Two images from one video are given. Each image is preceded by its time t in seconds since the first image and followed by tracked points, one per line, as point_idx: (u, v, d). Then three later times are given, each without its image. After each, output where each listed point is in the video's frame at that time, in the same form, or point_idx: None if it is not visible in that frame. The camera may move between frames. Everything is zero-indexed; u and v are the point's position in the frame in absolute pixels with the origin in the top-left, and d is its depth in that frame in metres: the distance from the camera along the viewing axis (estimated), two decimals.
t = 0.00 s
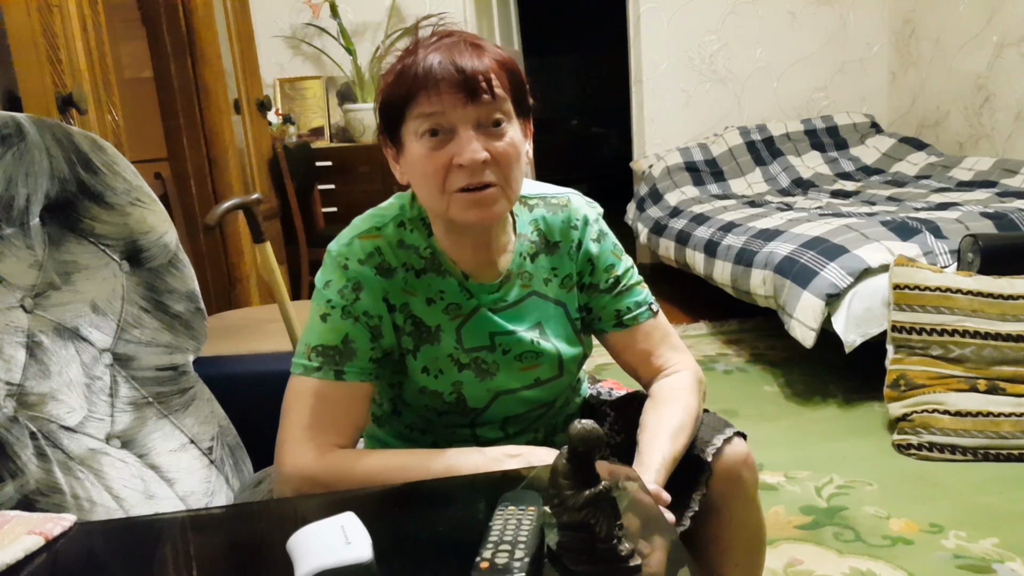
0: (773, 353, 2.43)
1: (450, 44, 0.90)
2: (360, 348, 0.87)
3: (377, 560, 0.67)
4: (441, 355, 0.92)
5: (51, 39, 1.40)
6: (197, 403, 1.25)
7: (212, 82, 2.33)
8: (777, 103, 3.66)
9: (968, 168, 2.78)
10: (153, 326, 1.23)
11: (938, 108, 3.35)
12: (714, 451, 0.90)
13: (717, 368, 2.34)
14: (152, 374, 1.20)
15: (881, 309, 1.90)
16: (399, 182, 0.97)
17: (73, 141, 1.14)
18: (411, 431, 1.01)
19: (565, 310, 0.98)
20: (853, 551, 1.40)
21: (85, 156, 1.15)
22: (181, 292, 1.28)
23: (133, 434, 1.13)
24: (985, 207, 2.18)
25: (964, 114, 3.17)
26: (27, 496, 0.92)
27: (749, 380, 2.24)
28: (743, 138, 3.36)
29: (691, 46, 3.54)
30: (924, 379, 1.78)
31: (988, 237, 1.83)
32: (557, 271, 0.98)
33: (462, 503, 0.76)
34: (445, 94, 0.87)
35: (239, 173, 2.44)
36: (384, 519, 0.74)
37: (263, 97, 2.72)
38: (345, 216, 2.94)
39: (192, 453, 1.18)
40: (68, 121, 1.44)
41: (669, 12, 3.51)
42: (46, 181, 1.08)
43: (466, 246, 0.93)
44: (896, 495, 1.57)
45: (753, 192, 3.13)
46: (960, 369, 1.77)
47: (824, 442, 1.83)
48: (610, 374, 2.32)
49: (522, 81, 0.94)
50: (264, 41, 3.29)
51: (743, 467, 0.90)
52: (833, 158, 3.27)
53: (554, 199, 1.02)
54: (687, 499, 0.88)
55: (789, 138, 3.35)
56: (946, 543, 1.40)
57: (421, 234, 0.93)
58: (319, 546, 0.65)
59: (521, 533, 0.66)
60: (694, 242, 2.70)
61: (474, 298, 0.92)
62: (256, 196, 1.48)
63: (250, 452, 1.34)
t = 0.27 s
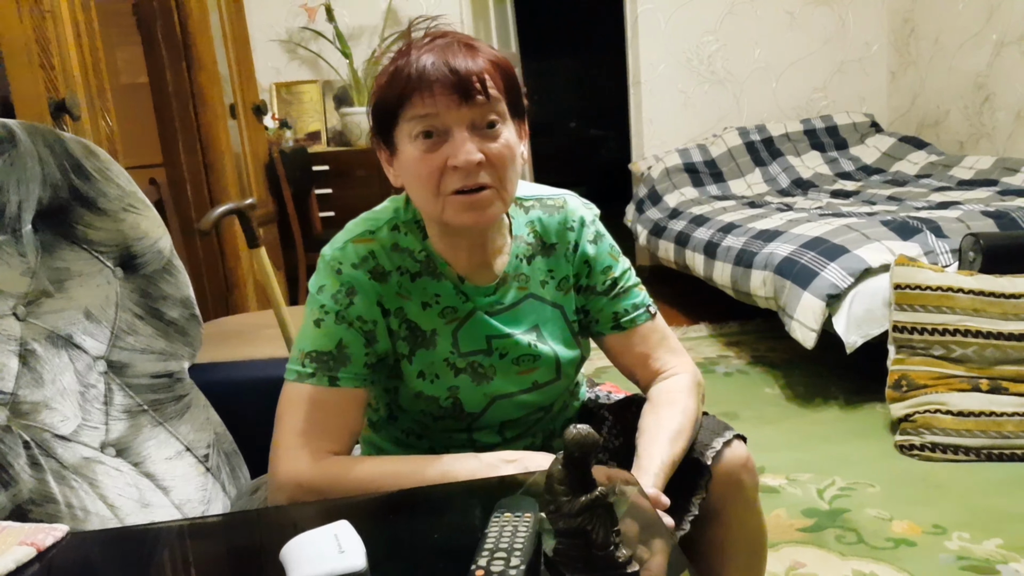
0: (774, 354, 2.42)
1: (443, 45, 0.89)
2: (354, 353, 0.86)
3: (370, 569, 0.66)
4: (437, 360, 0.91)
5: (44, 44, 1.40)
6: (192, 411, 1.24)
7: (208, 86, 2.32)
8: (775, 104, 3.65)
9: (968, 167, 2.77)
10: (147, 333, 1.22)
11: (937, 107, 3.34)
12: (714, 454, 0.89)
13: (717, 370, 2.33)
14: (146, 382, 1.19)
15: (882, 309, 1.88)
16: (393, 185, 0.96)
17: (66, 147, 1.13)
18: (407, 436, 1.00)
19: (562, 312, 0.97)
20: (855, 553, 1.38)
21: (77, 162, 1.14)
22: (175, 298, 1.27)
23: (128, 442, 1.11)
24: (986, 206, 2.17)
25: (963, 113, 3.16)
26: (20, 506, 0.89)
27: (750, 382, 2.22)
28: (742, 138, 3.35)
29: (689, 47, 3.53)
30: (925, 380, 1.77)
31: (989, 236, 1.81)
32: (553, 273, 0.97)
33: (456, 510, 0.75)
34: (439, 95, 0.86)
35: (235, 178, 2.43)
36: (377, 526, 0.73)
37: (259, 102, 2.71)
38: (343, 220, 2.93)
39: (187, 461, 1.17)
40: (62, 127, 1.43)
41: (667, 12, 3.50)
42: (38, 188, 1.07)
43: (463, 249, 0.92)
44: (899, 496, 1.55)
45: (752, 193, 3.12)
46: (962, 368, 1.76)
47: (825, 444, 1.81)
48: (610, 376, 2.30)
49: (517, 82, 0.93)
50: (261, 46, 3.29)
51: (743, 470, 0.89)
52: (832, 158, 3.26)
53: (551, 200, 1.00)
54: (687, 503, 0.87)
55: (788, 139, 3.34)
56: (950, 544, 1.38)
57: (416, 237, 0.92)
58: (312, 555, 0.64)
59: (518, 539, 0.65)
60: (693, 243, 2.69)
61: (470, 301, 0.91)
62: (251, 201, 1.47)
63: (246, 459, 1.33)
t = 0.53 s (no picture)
0: (774, 361, 2.41)
1: (438, 55, 0.89)
2: (349, 364, 0.86)
3: None
4: (432, 370, 0.91)
5: (42, 53, 1.40)
6: (188, 421, 1.23)
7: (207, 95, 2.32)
8: (773, 110, 3.65)
9: (967, 172, 2.76)
10: (143, 343, 1.20)
11: (935, 112, 3.34)
12: (712, 465, 0.88)
13: (717, 377, 2.32)
14: (142, 392, 1.18)
15: (882, 315, 1.88)
16: (388, 194, 0.95)
17: (63, 156, 1.11)
18: (402, 447, 0.99)
19: (559, 322, 0.96)
20: (858, 565, 1.37)
21: (75, 171, 1.12)
22: (172, 308, 1.25)
23: (123, 454, 1.10)
24: (985, 212, 2.17)
25: (961, 118, 3.16)
26: (13, 518, 0.88)
27: (750, 389, 2.22)
28: (740, 145, 3.35)
29: (686, 54, 3.54)
30: (926, 388, 1.76)
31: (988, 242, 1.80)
32: (549, 282, 0.96)
33: (450, 522, 0.75)
34: (434, 105, 0.86)
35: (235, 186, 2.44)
36: (369, 539, 0.73)
37: (259, 110, 2.71)
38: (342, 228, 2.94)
39: (182, 472, 1.17)
40: (60, 137, 1.43)
41: (664, 19, 3.51)
42: (35, 199, 1.05)
43: (458, 259, 0.92)
44: (901, 506, 1.54)
45: (751, 200, 3.12)
46: (963, 376, 1.74)
47: (826, 452, 1.81)
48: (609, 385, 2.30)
49: (513, 91, 0.93)
50: (260, 56, 3.30)
51: (742, 481, 0.88)
52: (831, 164, 3.25)
53: (546, 209, 1.00)
54: (684, 514, 0.86)
55: (786, 145, 3.34)
56: (953, 556, 1.37)
57: (411, 247, 0.92)
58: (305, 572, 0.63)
59: (511, 555, 0.64)
60: (692, 250, 2.68)
61: (466, 311, 0.91)
62: (247, 210, 1.47)
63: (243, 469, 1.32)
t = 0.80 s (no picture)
0: (774, 372, 2.39)
1: (436, 64, 0.87)
2: (345, 379, 0.84)
3: None
4: (430, 385, 0.89)
5: (34, 60, 1.39)
6: (183, 434, 1.21)
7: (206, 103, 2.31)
8: (774, 120, 3.64)
9: (967, 184, 2.76)
10: (137, 355, 1.19)
11: (936, 123, 3.34)
12: (711, 478, 0.86)
13: (717, 388, 2.31)
14: (136, 406, 1.16)
15: (882, 327, 1.87)
16: (385, 205, 0.94)
17: (53, 166, 1.09)
18: (399, 462, 0.97)
19: (559, 335, 0.95)
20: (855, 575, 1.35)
21: (66, 182, 1.10)
22: (167, 320, 1.24)
23: (114, 468, 1.08)
24: (988, 224, 2.16)
25: (962, 130, 3.16)
26: None
27: (750, 400, 2.20)
28: (743, 156, 3.34)
29: (689, 65, 3.53)
30: (924, 398, 1.75)
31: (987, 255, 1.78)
32: (549, 295, 0.95)
33: (444, 537, 0.72)
34: (432, 114, 0.85)
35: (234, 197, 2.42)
36: (359, 554, 0.70)
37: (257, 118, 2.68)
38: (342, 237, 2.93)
39: (177, 486, 1.14)
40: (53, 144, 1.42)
41: (666, 30, 3.50)
42: (25, 209, 1.04)
43: (457, 271, 0.90)
44: (900, 515, 1.53)
45: (753, 211, 3.10)
46: (961, 387, 1.73)
47: (826, 462, 1.79)
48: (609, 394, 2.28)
49: (512, 100, 0.92)
50: (261, 63, 3.30)
51: (741, 495, 0.86)
52: (832, 175, 3.25)
53: (546, 221, 0.99)
54: (683, 528, 0.85)
55: (786, 156, 3.34)
56: (950, 565, 1.36)
57: (409, 259, 0.90)
58: None
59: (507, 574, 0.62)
60: (694, 261, 2.67)
61: (464, 324, 0.89)
62: (245, 221, 1.46)
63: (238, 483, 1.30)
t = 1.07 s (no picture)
0: (767, 373, 2.39)
1: (426, 58, 0.86)
2: (330, 379, 0.84)
3: None
4: (418, 386, 0.88)
5: (22, 50, 1.38)
6: (168, 430, 1.20)
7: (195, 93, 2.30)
8: (770, 118, 3.63)
9: (963, 184, 2.76)
10: (123, 350, 1.18)
11: (932, 123, 3.33)
12: (702, 484, 0.86)
13: (709, 388, 2.30)
14: (121, 401, 1.15)
15: (876, 328, 1.87)
16: (373, 203, 0.93)
17: (40, 158, 1.08)
18: (387, 463, 0.97)
19: (548, 336, 0.94)
20: None
21: (54, 174, 1.08)
22: (153, 315, 1.24)
23: (99, 464, 1.06)
24: (983, 225, 2.16)
25: (959, 130, 3.15)
26: None
27: (742, 401, 2.20)
28: (737, 153, 3.34)
29: (685, 61, 3.52)
30: (918, 402, 1.74)
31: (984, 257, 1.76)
32: (539, 295, 0.94)
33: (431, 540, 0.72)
34: (421, 110, 0.84)
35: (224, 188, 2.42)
36: (345, 556, 0.70)
37: (247, 111, 2.68)
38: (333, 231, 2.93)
39: (161, 483, 1.13)
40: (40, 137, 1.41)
41: (662, 26, 3.49)
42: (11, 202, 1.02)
43: (445, 270, 0.89)
44: (892, 520, 1.53)
45: (747, 209, 3.10)
46: (956, 391, 1.73)
47: (818, 465, 1.79)
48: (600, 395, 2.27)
49: (503, 96, 0.90)
50: (251, 55, 3.30)
51: (732, 501, 0.86)
52: (827, 173, 3.24)
53: (537, 220, 0.98)
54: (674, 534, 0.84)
55: (782, 154, 3.33)
56: (942, 571, 1.35)
57: (397, 257, 0.89)
58: None
59: None
60: (686, 260, 2.67)
61: (452, 325, 0.88)
62: (232, 215, 1.45)
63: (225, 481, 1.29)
